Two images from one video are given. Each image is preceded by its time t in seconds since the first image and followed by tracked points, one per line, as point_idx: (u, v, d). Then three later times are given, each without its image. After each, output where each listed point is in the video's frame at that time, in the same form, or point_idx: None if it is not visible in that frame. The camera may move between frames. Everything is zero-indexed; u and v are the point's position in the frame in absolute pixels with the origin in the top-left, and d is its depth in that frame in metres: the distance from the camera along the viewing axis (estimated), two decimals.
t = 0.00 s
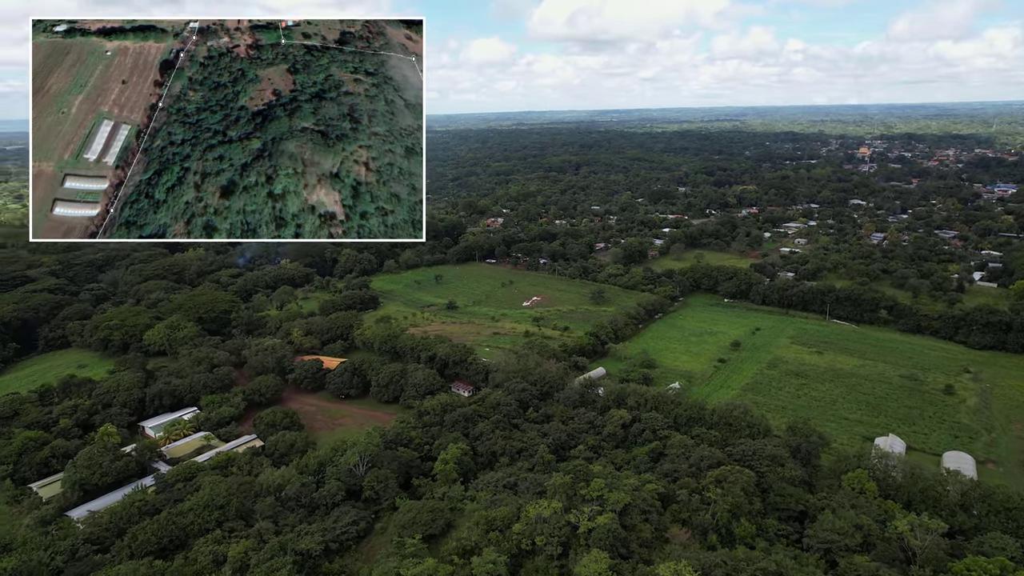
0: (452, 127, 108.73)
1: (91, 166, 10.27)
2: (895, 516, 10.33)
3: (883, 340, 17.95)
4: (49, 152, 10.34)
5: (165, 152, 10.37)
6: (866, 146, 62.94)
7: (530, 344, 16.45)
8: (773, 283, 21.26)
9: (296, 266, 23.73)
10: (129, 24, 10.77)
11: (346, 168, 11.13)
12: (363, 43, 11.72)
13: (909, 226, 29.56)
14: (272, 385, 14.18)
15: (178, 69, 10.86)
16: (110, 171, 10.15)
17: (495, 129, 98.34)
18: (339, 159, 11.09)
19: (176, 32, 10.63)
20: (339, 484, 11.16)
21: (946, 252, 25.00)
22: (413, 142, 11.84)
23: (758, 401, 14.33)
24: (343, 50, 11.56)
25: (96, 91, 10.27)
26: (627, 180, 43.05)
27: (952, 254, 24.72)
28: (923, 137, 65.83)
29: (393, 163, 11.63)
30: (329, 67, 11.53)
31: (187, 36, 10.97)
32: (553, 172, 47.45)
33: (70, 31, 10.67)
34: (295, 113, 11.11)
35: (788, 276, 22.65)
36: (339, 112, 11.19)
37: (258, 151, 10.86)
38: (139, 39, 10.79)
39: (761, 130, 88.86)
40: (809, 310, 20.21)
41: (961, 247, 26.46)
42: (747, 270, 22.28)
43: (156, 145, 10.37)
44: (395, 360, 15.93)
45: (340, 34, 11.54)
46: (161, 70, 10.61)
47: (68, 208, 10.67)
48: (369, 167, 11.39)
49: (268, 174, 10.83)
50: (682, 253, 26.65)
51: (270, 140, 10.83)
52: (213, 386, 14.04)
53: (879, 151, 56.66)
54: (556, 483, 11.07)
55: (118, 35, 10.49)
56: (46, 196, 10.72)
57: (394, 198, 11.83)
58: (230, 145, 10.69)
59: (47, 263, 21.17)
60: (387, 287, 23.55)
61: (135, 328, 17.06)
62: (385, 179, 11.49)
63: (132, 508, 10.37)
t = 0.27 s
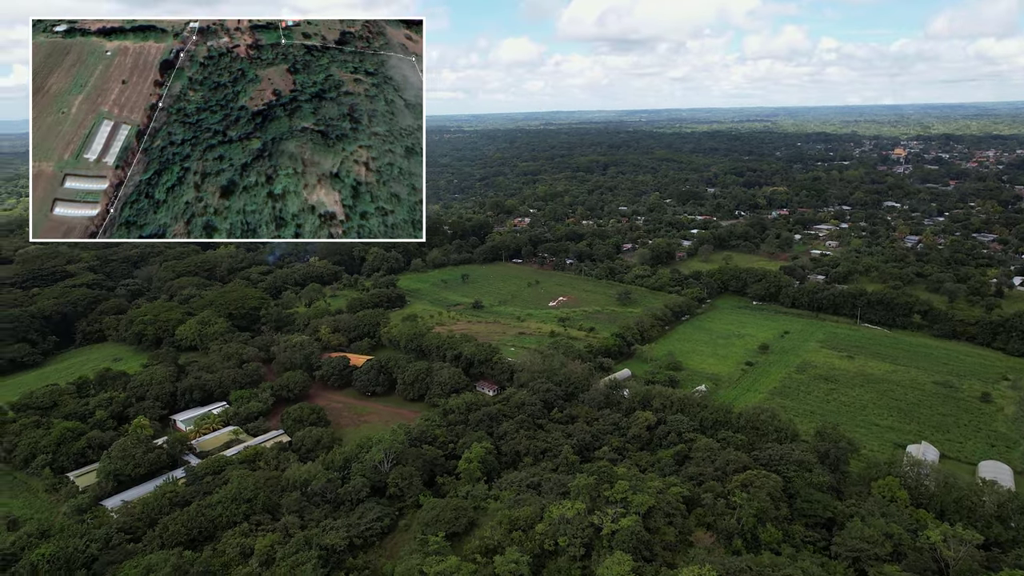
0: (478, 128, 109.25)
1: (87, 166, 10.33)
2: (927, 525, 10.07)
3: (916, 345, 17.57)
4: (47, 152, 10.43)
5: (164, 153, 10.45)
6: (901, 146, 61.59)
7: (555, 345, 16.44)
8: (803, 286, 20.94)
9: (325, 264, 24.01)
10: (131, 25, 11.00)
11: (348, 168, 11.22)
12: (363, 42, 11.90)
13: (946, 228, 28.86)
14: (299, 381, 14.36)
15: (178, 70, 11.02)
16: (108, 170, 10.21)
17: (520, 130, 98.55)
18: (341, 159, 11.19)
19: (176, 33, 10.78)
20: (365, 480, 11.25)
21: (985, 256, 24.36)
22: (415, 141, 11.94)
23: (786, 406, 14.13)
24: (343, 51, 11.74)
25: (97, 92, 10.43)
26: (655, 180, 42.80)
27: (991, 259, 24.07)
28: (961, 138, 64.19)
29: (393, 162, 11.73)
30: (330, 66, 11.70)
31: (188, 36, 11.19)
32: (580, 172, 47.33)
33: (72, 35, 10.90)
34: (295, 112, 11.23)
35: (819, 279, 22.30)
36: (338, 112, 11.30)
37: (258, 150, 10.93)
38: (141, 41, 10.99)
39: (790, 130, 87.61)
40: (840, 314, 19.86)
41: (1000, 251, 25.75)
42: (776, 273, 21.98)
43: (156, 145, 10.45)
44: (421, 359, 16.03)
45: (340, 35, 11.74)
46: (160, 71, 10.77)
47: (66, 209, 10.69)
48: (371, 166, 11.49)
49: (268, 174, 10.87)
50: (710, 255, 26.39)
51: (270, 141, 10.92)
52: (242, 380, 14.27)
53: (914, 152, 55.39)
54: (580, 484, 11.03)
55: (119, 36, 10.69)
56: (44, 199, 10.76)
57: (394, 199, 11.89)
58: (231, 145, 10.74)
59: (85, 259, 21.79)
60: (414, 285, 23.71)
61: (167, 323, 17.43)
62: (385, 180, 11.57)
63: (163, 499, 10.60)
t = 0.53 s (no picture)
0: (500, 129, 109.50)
1: (122, 166, 10.70)
2: (958, 536, 9.82)
3: (948, 351, 17.18)
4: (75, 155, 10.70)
5: (194, 149, 10.91)
6: (934, 147, 60.22)
7: (578, 345, 16.42)
8: (831, 288, 20.63)
9: (350, 263, 24.23)
10: (151, 37, 11.48)
11: (355, 168, 11.87)
12: (363, 55, 12.36)
13: (982, 231, 28.16)
14: (324, 378, 14.51)
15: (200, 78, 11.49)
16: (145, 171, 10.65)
17: (543, 131, 98.52)
18: (347, 160, 11.83)
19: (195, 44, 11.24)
20: (389, 478, 11.34)
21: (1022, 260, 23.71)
22: (415, 146, 12.63)
23: (812, 411, 13.94)
24: (343, 63, 12.23)
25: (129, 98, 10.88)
26: (681, 181, 42.47)
27: None
28: (997, 139, 62.54)
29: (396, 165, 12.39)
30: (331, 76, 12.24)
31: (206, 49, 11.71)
32: (605, 173, 47.12)
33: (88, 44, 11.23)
34: (304, 117, 11.75)
35: (848, 282, 21.95)
36: (342, 117, 11.83)
37: (272, 150, 11.40)
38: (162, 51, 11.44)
39: (817, 132, 86.32)
40: (869, 318, 19.51)
41: None
42: (804, 275, 21.68)
43: (187, 146, 10.92)
44: (445, 357, 16.10)
45: (342, 48, 12.22)
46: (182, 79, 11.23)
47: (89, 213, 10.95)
48: (374, 169, 12.13)
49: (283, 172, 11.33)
50: (736, 257, 26.10)
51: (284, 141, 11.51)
52: (268, 377, 14.49)
53: (948, 154, 54.10)
54: (602, 485, 10.99)
55: (147, 47, 11.23)
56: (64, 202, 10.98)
57: (396, 198, 12.64)
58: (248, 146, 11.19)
59: (118, 256, 22.30)
60: (438, 284, 23.83)
61: (196, 319, 17.74)
62: (392, 178, 12.31)
63: (191, 491, 10.78)
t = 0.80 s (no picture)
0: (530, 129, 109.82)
1: (122, 160, 10.48)
2: (1000, 550, 9.49)
3: (992, 359, 16.67)
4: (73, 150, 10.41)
5: (194, 142, 10.76)
6: (979, 148, 58.47)
7: (609, 346, 16.35)
8: (868, 293, 20.21)
9: (383, 261, 24.50)
10: (151, 33, 11.45)
11: (353, 161, 11.69)
12: (362, 52, 12.28)
13: None
14: (356, 374, 14.69)
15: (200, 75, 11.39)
16: (145, 165, 10.42)
17: (573, 130, 98.59)
18: (346, 154, 11.66)
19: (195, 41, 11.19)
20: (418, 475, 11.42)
21: None
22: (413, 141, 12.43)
23: (847, 417, 13.68)
24: (342, 59, 12.19)
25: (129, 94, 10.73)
26: (714, 182, 42.07)
27: None
28: None
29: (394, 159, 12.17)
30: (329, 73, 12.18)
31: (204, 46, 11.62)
32: (637, 173, 46.91)
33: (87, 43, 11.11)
34: (302, 112, 11.65)
35: (886, 287, 21.48)
36: (339, 111, 11.74)
37: (271, 144, 11.27)
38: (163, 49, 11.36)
39: (854, 132, 84.61)
40: (908, 323, 19.03)
41: None
42: (840, 279, 21.25)
43: (186, 140, 10.78)
44: (475, 357, 16.17)
45: (340, 45, 12.14)
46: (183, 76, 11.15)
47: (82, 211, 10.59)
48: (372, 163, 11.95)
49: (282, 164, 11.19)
50: (770, 259, 25.74)
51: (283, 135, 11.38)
52: (301, 373, 14.72)
53: (994, 155, 52.44)
54: (630, 488, 10.93)
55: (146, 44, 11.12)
56: (62, 197, 10.63)
57: (394, 191, 12.28)
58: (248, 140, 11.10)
59: (159, 251, 22.95)
60: (469, 283, 23.95)
61: (232, 315, 18.11)
62: (389, 172, 12.06)
63: (225, 484, 10.99)
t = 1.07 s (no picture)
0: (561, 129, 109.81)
1: (122, 149, 10.66)
2: None
3: None
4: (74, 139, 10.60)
5: (191, 131, 10.87)
6: None
7: (640, 348, 16.24)
8: (909, 298, 19.69)
9: (416, 260, 24.71)
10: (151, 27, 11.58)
11: (347, 147, 11.59)
12: (357, 45, 12.24)
13: None
14: (388, 371, 14.84)
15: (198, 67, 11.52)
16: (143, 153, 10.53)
17: (605, 130, 98.28)
18: (339, 140, 11.58)
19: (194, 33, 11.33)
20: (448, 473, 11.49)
21: None
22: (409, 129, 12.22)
23: (884, 425, 13.37)
24: (338, 51, 12.20)
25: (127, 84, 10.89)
26: (750, 183, 41.47)
27: None
28: None
29: (390, 146, 11.99)
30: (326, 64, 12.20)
31: (203, 39, 11.78)
32: (672, 174, 46.54)
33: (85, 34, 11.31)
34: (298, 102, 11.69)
35: (928, 292, 20.92)
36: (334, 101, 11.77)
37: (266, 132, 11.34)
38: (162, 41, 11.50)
39: (896, 133, 82.47)
40: (951, 330, 18.47)
41: None
42: (879, 283, 20.76)
43: (184, 129, 10.89)
44: (506, 356, 16.19)
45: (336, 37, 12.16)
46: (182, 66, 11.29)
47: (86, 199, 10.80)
48: (366, 150, 11.82)
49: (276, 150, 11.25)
50: (807, 263, 25.25)
51: (279, 122, 11.44)
52: (334, 369, 14.92)
53: None
54: (660, 491, 10.84)
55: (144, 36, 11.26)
56: (64, 184, 10.91)
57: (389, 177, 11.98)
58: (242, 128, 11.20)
59: (200, 247, 23.57)
60: (501, 283, 24.03)
61: (267, 311, 18.45)
62: (383, 158, 11.86)
63: (259, 476, 11.19)
